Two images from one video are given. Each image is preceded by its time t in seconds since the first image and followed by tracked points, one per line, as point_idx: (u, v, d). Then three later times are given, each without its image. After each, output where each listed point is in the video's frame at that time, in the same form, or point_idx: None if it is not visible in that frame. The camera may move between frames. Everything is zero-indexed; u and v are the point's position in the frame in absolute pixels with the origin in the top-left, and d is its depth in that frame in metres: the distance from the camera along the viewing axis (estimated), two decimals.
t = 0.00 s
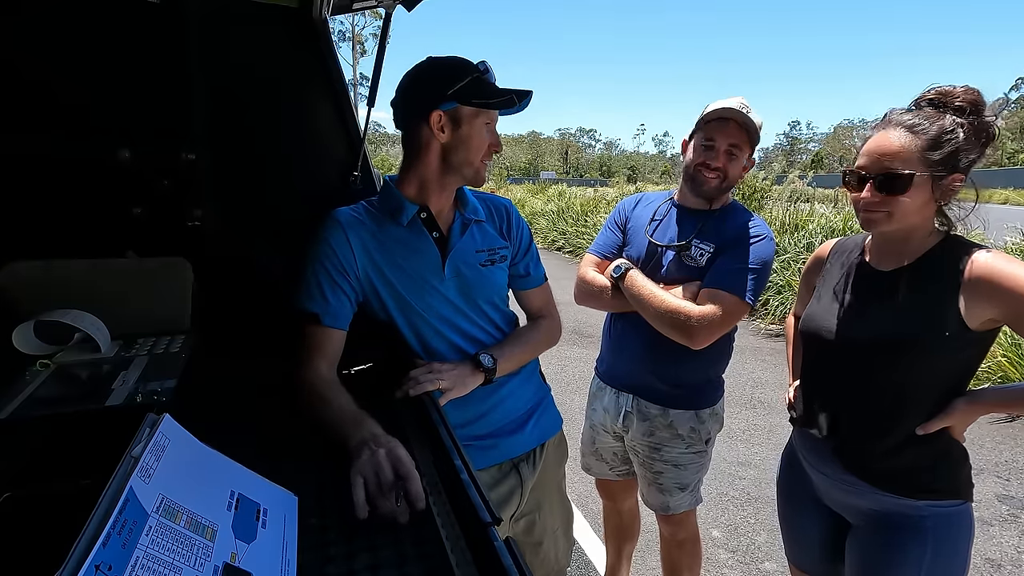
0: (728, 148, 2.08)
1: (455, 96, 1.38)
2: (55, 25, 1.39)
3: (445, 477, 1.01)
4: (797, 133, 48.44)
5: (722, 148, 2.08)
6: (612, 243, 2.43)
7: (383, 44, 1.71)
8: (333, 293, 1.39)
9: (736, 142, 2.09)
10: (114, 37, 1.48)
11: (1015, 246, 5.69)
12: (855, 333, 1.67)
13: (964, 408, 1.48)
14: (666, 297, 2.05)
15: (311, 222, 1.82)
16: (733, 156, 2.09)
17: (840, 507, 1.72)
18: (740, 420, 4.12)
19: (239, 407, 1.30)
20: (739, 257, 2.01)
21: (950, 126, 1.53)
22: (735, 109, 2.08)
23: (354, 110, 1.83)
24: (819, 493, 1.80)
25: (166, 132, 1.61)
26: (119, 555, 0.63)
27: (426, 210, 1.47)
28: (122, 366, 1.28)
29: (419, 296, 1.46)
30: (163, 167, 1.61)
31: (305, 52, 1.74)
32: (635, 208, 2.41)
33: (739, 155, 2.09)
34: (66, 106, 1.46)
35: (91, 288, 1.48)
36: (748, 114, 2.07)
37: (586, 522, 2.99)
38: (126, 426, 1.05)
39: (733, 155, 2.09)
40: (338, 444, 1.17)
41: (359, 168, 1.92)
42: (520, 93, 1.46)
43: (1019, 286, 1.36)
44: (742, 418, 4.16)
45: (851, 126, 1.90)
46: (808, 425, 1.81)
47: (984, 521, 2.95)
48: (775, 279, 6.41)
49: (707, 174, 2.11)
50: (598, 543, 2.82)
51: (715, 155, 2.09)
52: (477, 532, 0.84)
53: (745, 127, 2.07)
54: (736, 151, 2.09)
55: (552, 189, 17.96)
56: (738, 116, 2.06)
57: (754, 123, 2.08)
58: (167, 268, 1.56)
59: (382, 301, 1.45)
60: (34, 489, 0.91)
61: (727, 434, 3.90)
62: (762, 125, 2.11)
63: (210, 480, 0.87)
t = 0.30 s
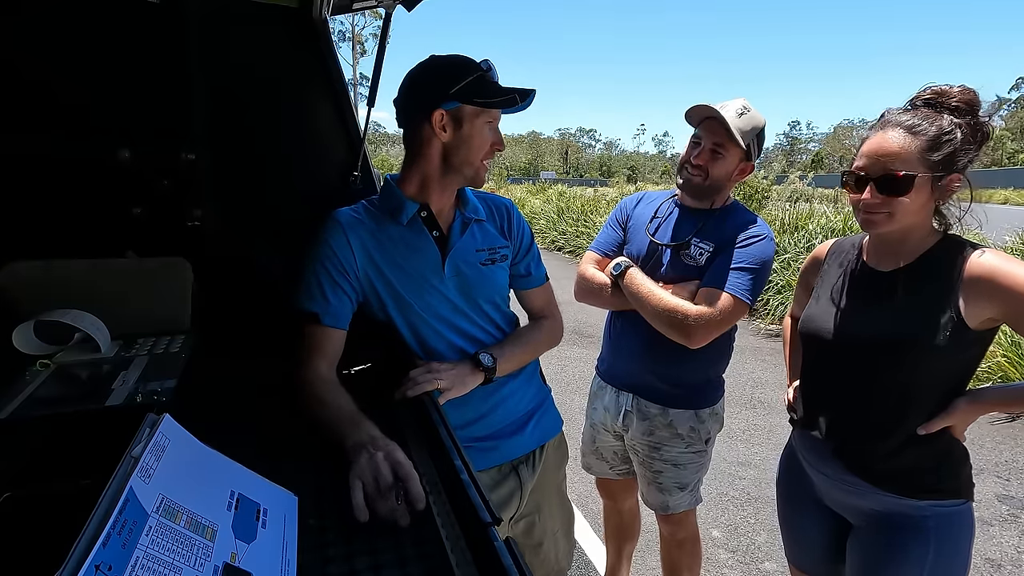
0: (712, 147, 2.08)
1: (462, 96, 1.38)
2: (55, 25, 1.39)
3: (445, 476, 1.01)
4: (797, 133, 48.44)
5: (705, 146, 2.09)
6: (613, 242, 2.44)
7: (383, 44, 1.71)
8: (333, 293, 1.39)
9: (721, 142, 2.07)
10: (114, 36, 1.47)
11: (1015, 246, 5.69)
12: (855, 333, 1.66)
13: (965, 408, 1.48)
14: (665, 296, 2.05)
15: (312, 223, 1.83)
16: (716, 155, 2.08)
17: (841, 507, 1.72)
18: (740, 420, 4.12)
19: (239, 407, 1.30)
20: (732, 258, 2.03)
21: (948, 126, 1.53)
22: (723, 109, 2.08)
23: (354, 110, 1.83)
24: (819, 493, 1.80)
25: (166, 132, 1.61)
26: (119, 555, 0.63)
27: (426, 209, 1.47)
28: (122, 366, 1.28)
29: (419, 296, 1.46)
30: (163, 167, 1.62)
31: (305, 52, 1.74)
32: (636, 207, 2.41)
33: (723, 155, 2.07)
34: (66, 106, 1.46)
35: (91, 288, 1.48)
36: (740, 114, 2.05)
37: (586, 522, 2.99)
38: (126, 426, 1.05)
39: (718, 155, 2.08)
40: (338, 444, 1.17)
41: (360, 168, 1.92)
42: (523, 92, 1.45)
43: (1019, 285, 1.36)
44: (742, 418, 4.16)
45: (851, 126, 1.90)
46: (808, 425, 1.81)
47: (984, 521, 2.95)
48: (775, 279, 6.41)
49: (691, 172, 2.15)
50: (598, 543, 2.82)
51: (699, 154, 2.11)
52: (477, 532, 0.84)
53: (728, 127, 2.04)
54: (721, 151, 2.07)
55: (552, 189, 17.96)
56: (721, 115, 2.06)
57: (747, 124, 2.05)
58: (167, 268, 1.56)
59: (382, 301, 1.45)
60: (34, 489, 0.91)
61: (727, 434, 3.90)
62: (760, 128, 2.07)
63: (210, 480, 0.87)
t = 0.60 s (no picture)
0: (714, 154, 2.07)
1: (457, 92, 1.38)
2: (55, 25, 1.39)
3: (445, 476, 1.01)
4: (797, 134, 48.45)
5: (708, 152, 2.08)
6: (614, 242, 2.44)
7: (383, 44, 1.71)
8: (334, 293, 1.39)
9: (724, 148, 2.06)
10: (113, 36, 1.47)
11: (1014, 246, 5.69)
12: (855, 334, 1.66)
13: (965, 408, 1.48)
14: (666, 296, 2.06)
15: (312, 223, 1.83)
16: (719, 161, 2.07)
17: (841, 508, 1.72)
18: (740, 420, 4.12)
19: (239, 407, 1.30)
20: (735, 259, 2.02)
21: (938, 126, 1.54)
22: (722, 114, 2.07)
23: (354, 110, 1.83)
24: (819, 494, 1.80)
25: (166, 132, 1.61)
26: (119, 555, 0.63)
27: (427, 210, 1.47)
28: (122, 366, 1.28)
29: (420, 297, 1.46)
30: (163, 167, 1.62)
31: (305, 52, 1.74)
32: (637, 207, 2.41)
33: (726, 161, 2.06)
34: (65, 106, 1.46)
35: (90, 288, 1.48)
36: (742, 118, 2.04)
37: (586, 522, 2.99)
38: (126, 426, 1.05)
39: (721, 161, 2.07)
40: (338, 444, 1.17)
41: (360, 168, 1.92)
42: (523, 90, 1.45)
43: (1017, 284, 1.36)
44: (742, 418, 4.16)
45: (851, 126, 1.90)
46: (808, 426, 1.81)
47: (984, 521, 2.95)
48: (775, 279, 6.41)
49: (693, 179, 2.14)
50: (598, 543, 2.82)
51: (701, 161, 2.11)
52: (477, 532, 0.84)
53: (729, 132, 2.03)
54: (724, 156, 2.06)
55: (552, 189, 17.97)
56: (720, 121, 2.05)
57: (749, 127, 2.04)
58: (167, 268, 1.56)
59: (382, 301, 1.45)
60: (34, 489, 0.91)
61: (727, 434, 3.90)
62: (762, 129, 2.07)
63: (210, 480, 0.87)
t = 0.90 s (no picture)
0: (720, 158, 2.07)
1: (455, 89, 1.38)
2: (55, 25, 1.39)
3: (445, 476, 1.01)
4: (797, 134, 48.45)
5: (714, 156, 2.08)
6: (615, 242, 2.44)
7: (384, 44, 1.71)
8: (333, 293, 1.39)
9: (730, 152, 2.06)
10: (113, 37, 1.47)
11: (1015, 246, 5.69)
12: (854, 334, 1.66)
13: (965, 408, 1.48)
14: (668, 296, 2.06)
15: (312, 223, 1.83)
16: (725, 166, 2.07)
17: (841, 508, 1.72)
18: (740, 420, 4.12)
19: (239, 407, 1.30)
20: (739, 259, 2.01)
21: (932, 124, 1.55)
22: (727, 117, 2.06)
23: (354, 110, 1.83)
24: (819, 494, 1.80)
25: (166, 132, 1.61)
26: (119, 555, 0.63)
27: (426, 210, 1.47)
28: (122, 366, 1.28)
29: (419, 296, 1.46)
30: (163, 167, 1.62)
31: (305, 52, 1.74)
32: (638, 208, 2.41)
33: (732, 164, 2.07)
34: (66, 105, 1.46)
35: (90, 288, 1.48)
36: (749, 121, 2.04)
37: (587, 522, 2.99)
38: (126, 426, 1.05)
39: (727, 165, 2.07)
40: (338, 444, 1.17)
41: (360, 168, 1.92)
42: (519, 90, 1.45)
43: (1016, 283, 1.36)
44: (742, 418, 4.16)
45: (850, 126, 1.90)
46: (808, 426, 1.81)
47: (984, 521, 2.95)
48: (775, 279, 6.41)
49: (698, 182, 2.13)
50: (598, 543, 2.82)
51: (706, 165, 2.10)
52: (477, 532, 0.84)
53: (737, 137, 2.03)
54: (730, 160, 2.06)
55: (552, 189, 17.97)
56: (726, 124, 2.04)
57: (755, 130, 2.05)
58: (167, 268, 1.56)
59: (382, 301, 1.45)
60: (34, 489, 0.91)
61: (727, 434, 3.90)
62: (767, 132, 2.08)
63: (210, 480, 0.87)
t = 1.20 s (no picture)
0: (722, 159, 2.07)
1: (457, 87, 1.38)
2: (55, 25, 1.39)
3: (445, 476, 1.01)
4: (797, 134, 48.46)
5: (715, 157, 2.08)
6: (616, 242, 2.44)
7: (384, 44, 1.71)
8: (332, 293, 1.39)
9: (732, 153, 2.06)
10: (113, 37, 1.47)
11: (1015, 246, 5.69)
12: (854, 334, 1.67)
13: (965, 408, 1.48)
14: (668, 297, 2.06)
15: (312, 223, 1.83)
16: (727, 167, 2.07)
17: (841, 508, 1.72)
18: (740, 420, 4.12)
19: (239, 407, 1.30)
20: (741, 259, 2.01)
21: (934, 124, 1.55)
22: (730, 117, 2.05)
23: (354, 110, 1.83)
24: (818, 494, 1.80)
25: (166, 132, 1.61)
26: (119, 555, 0.63)
27: (425, 209, 1.47)
28: (122, 366, 1.28)
29: (419, 295, 1.45)
30: (163, 167, 1.62)
31: (305, 52, 1.74)
32: (639, 208, 2.41)
33: (733, 165, 2.07)
34: (66, 106, 1.46)
35: (91, 288, 1.48)
36: (750, 122, 2.04)
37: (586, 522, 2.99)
38: (126, 426, 1.05)
39: (728, 166, 2.07)
40: (339, 444, 1.18)
41: (359, 168, 1.92)
42: (517, 88, 1.45)
43: (1016, 283, 1.36)
44: (742, 418, 4.16)
45: (851, 126, 1.90)
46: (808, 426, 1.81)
47: (984, 521, 2.95)
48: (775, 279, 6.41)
49: (700, 182, 2.13)
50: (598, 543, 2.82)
51: (708, 166, 2.10)
52: (477, 532, 0.84)
53: (738, 137, 2.03)
54: (732, 161, 2.06)
55: (552, 189, 17.97)
56: (728, 125, 2.04)
57: (756, 131, 2.04)
58: (167, 268, 1.56)
59: (382, 301, 1.45)
60: (34, 489, 0.91)
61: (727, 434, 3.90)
62: (768, 133, 2.07)
63: (210, 480, 0.87)
